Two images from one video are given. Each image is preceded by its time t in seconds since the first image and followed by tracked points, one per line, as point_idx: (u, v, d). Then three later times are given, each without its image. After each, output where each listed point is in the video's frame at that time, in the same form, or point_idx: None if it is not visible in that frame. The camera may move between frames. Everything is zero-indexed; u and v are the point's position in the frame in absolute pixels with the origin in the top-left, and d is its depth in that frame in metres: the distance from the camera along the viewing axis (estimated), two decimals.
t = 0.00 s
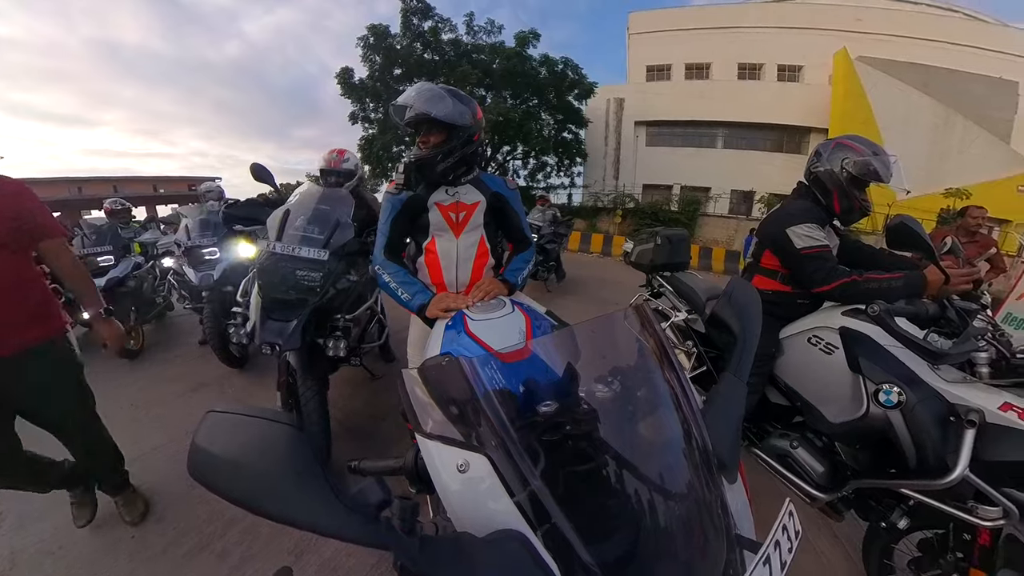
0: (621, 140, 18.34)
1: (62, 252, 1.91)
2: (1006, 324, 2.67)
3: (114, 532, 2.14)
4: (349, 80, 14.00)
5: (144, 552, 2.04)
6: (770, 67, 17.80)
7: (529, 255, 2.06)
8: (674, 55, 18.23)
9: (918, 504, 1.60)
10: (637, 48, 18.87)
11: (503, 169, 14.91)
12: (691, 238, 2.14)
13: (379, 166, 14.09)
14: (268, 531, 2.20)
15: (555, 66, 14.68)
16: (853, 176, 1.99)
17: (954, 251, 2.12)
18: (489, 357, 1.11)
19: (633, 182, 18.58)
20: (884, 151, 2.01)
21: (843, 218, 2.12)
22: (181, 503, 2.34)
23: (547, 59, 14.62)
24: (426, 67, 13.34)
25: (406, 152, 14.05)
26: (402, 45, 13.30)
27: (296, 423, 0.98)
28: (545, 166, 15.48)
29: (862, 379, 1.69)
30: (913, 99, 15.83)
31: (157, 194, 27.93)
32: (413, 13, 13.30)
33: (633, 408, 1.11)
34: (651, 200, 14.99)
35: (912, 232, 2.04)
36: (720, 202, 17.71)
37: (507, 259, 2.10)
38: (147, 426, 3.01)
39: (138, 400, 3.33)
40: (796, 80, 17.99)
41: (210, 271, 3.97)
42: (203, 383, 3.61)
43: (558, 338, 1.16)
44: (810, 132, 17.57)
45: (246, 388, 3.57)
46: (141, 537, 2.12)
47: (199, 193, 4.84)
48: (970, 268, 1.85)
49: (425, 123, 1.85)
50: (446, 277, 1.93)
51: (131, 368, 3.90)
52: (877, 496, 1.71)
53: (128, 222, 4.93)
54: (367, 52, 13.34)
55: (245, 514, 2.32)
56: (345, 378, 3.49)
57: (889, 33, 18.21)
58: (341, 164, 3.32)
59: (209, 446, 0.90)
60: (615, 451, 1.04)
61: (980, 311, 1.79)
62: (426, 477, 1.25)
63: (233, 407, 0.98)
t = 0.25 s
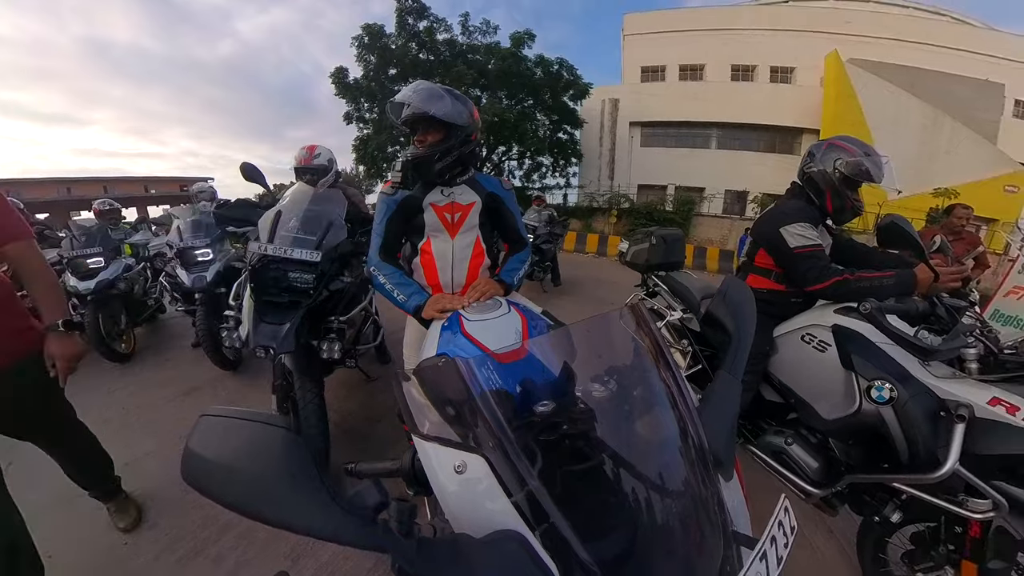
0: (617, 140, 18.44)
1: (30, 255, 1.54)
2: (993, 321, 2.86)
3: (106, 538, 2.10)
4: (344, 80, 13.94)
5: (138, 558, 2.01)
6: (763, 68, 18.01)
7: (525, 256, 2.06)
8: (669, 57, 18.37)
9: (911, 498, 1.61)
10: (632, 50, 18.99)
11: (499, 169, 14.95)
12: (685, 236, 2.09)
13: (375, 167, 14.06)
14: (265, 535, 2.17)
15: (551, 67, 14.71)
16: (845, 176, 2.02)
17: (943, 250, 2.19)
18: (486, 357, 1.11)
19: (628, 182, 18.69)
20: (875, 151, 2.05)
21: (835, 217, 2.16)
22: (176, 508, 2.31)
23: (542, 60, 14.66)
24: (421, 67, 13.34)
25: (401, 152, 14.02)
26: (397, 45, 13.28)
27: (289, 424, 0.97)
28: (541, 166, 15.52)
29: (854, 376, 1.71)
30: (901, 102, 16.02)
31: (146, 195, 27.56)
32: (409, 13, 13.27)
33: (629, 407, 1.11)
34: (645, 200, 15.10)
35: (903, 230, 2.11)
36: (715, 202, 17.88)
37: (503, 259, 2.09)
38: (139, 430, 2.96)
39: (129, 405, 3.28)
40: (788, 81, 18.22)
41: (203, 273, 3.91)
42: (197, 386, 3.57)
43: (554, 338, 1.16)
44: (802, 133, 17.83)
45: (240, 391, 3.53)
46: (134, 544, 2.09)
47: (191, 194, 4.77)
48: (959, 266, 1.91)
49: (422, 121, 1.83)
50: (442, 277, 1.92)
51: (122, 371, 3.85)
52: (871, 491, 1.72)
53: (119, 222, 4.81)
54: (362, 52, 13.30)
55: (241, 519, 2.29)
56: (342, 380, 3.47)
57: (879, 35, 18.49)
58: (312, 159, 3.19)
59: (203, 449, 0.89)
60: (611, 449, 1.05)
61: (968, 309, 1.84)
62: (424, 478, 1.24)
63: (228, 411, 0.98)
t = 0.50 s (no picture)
0: (610, 141, 18.54)
1: None
2: (980, 316, 2.98)
3: (97, 545, 2.07)
4: (337, 79, 13.87)
5: (129, 567, 1.97)
6: (755, 70, 18.26)
7: (520, 257, 2.06)
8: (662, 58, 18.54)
9: (903, 491, 1.64)
10: (626, 51, 19.14)
11: (493, 170, 14.98)
12: (678, 235, 2.19)
13: (369, 167, 14.03)
14: (260, 541, 2.14)
15: (545, 68, 14.77)
16: (836, 176, 2.06)
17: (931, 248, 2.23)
18: (482, 358, 1.11)
19: (622, 182, 18.81)
20: (867, 152, 2.09)
21: (826, 217, 2.19)
22: (169, 514, 2.27)
23: (537, 61, 14.70)
24: (416, 68, 13.34)
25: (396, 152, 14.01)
26: (391, 44, 13.27)
27: (284, 425, 0.95)
28: (536, 167, 15.57)
29: (845, 372, 1.75)
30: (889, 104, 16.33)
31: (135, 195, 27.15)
32: (403, 13, 13.25)
33: (625, 406, 1.12)
34: (639, 200, 15.23)
35: (889, 229, 2.12)
36: (708, 202, 18.08)
37: (498, 260, 2.09)
38: (129, 435, 2.92)
39: (120, 410, 3.22)
40: (778, 83, 18.48)
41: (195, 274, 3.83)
42: (189, 390, 3.52)
43: (550, 338, 1.15)
44: (794, 134, 18.13)
45: (234, 395, 3.48)
46: (125, 552, 2.04)
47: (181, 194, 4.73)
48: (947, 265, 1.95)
49: (422, 121, 1.81)
50: (437, 278, 1.92)
51: (111, 376, 3.78)
52: (865, 485, 1.76)
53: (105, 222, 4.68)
54: (356, 51, 13.27)
55: (235, 524, 2.26)
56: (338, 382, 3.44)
57: (867, 38, 18.82)
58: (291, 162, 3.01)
59: (195, 454, 0.88)
60: (608, 449, 1.05)
61: (955, 306, 1.83)
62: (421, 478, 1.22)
63: (219, 415, 0.96)
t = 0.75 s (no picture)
0: (605, 141, 18.64)
1: None
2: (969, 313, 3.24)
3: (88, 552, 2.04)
4: (332, 78, 13.81)
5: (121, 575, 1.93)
6: (748, 72, 18.45)
7: (514, 258, 2.05)
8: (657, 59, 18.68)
9: (896, 486, 1.67)
10: (621, 52, 19.24)
11: (488, 170, 15.03)
12: (674, 236, 2.08)
13: (365, 167, 13.99)
14: (255, 547, 2.11)
15: (540, 68, 14.81)
16: (828, 177, 2.09)
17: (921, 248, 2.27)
18: (478, 360, 1.12)
19: (617, 182, 18.92)
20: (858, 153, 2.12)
21: (818, 217, 2.22)
22: (162, 521, 2.23)
23: (532, 62, 14.72)
24: (411, 68, 13.33)
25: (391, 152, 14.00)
26: (386, 44, 13.26)
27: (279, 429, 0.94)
28: (531, 167, 15.60)
29: (838, 369, 1.78)
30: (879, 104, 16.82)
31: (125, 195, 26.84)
32: (398, 13, 13.23)
33: (621, 406, 1.12)
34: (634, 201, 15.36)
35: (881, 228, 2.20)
36: (702, 202, 18.23)
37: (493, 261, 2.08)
38: (120, 440, 2.88)
39: (111, 415, 3.17)
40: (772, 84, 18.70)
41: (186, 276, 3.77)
42: (182, 393, 3.48)
43: (546, 338, 1.16)
44: (787, 135, 18.38)
45: (228, 398, 3.44)
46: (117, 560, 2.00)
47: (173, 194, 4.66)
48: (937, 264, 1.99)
49: (421, 123, 1.84)
50: (432, 278, 1.91)
51: (101, 380, 3.73)
52: (860, 481, 1.76)
53: (94, 223, 4.62)
54: (351, 51, 13.24)
55: (230, 530, 2.23)
56: (331, 384, 3.42)
57: (858, 41, 19.08)
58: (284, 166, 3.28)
59: (189, 460, 0.87)
60: (604, 448, 1.06)
61: (945, 304, 1.84)
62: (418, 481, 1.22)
63: (212, 418, 0.95)
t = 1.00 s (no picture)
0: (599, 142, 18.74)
1: None
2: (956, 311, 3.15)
3: (78, 561, 1.99)
4: (324, 78, 13.71)
5: None
6: (740, 74, 18.68)
7: (508, 259, 2.03)
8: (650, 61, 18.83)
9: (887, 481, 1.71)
10: (615, 53, 19.37)
11: (483, 171, 15.05)
12: (667, 235, 2.16)
13: (359, 167, 13.94)
14: (249, 553, 2.08)
15: (535, 69, 14.84)
16: (819, 177, 2.12)
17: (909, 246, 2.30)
18: (474, 360, 1.12)
19: (611, 183, 19.03)
20: (848, 154, 2.16)
21: (810, 216, 2.25)
22: (153, 528, 2.19)
23: (527, 62, 14.74)
24: (405, 67, 13.31)
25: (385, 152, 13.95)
26: (380, 44, 13.23)
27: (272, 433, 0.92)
28: (526, 168, 15.63)
29: (830, 366, 1.79)
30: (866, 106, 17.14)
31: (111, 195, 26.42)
32: (392, 12, 13.21)
33: (617, 405, 1.12)
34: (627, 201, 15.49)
35: (869, 227, 2.26)
36: (695, 202, 18.40)
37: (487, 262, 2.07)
38: (110, 446, 2.82)
39: (100, 420, 3.11)
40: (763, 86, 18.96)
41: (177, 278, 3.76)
42: (173, 397, 3.42)
43: (541, 339, 1.17)
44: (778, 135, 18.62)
45: (221, 402, 3.39)
46: (107, 569, 1.96)
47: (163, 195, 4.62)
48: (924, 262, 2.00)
49: (416, 123, 1.83)
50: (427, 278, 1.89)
51: (89, 385, 3.65)
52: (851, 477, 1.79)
53: (80, 224, 4.33)
54: (345, 50, 13.20)
55: (223, 537, 2.19)
56: (324, 387, 3.39)
57: (846, 43, 19.41)
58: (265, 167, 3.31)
59: (181, 465, 0.85)
60: (600, 448, 1.06)
61: (934, 302, 1.87)
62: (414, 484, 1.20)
63: (204, 423, 0.93)
